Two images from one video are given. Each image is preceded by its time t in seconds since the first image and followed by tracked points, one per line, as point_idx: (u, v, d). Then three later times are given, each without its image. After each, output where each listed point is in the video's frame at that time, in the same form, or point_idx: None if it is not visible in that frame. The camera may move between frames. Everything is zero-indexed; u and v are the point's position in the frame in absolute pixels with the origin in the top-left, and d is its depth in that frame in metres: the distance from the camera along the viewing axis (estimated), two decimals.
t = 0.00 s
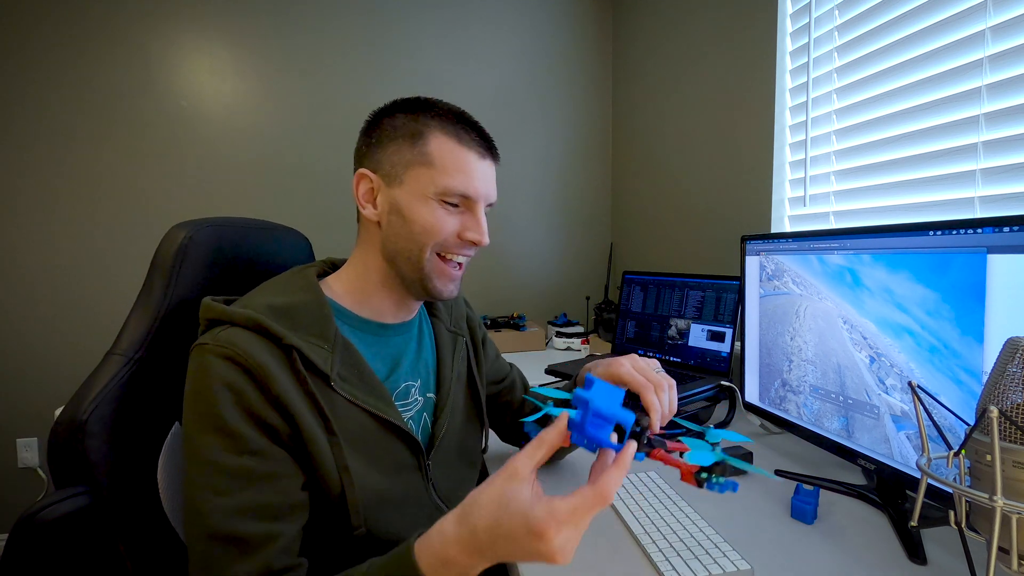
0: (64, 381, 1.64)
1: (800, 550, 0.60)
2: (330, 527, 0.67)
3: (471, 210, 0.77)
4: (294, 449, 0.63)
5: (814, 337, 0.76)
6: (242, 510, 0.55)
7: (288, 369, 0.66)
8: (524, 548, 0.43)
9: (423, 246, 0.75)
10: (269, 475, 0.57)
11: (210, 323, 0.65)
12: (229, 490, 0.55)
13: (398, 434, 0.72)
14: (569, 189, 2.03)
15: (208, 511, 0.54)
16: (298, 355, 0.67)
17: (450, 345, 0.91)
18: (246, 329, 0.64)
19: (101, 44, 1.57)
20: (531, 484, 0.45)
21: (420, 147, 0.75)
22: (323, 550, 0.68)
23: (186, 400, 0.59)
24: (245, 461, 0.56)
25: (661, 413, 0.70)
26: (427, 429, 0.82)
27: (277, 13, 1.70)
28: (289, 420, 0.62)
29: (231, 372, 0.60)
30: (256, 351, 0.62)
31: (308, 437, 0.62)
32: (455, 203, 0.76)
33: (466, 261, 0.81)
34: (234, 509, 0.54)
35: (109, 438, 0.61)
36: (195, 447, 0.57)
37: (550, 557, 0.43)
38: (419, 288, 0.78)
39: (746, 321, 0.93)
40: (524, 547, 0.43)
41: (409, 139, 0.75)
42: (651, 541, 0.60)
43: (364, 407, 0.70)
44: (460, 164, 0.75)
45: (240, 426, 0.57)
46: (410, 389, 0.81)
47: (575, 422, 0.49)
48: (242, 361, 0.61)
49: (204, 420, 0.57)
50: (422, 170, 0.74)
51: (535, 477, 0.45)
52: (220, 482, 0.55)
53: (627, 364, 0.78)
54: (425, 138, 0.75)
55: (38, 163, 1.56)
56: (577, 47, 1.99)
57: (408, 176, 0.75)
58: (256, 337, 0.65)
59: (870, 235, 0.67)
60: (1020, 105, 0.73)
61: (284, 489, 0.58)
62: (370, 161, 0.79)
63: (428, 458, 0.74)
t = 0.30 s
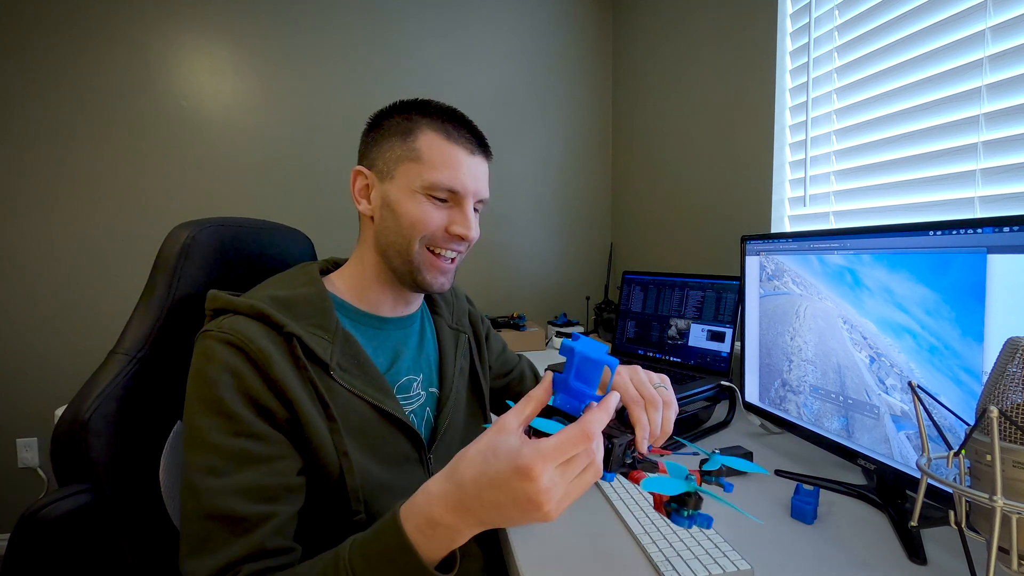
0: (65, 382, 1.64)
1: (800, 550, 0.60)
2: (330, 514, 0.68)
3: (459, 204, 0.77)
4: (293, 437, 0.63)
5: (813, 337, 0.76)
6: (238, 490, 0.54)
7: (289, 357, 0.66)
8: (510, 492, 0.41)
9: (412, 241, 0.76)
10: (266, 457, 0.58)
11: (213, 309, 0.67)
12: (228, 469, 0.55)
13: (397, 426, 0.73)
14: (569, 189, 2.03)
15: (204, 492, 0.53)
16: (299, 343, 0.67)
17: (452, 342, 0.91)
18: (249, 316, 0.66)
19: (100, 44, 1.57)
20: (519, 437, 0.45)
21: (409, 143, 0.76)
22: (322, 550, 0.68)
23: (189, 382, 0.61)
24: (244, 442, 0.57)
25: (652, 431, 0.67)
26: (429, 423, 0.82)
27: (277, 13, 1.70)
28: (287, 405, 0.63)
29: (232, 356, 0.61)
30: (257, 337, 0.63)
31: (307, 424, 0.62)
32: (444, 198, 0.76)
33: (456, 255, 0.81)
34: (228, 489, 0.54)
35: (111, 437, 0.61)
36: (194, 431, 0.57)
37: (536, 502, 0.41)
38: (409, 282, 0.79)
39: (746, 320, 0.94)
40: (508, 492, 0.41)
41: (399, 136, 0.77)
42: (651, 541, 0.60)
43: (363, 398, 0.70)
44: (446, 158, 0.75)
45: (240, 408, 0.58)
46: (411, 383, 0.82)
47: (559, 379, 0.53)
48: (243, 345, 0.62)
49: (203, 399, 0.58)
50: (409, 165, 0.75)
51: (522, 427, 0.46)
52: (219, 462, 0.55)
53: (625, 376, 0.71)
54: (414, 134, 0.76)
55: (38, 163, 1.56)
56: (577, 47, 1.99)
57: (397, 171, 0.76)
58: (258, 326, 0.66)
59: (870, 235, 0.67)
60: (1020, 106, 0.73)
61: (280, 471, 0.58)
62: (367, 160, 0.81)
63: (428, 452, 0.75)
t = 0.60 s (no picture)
0: (65, 382, 1.64)
1: (800, 550, 0.60)
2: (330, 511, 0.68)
3: (454, 205, 0.77)
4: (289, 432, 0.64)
5: (813, 337, 0.76)
6: (235, 484, 0.54)
7: (288, 355, 0.67)
8: (484, 457, 0.38)
9: (408, 241, 0.75)
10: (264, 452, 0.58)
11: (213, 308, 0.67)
12: (227, 462, 0.55)
13: (397, 425, 0.73)
14: (569, 189, 2.03)
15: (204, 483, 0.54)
16: (298, 341, 0.68)
17: (452, 341, 0.91)
18: (248, 314, 0.66)
19: (100, 44, 1.57)
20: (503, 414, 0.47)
21: (404, 145, 0.76)
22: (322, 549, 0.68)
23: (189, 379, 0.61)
24: (243, 437, 0.57)
25: (641, 437, 0.62)
26: (429, 422, 0.82)
27: (277, 13, 1.70)
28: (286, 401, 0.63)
29: (231, 353, 0.62)
30: (256, 335, 0.64)
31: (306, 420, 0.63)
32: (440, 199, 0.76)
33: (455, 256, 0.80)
34: (224, 484, 0.54)
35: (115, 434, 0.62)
36: (194, 427, 0.57)
37: (511, 471, 0.37)
38: (407, 282, 0.79)
39: (747, 320, 0.93)
40: (483, 459, 0.38)
41: (393, 138, 0.77)
42: (652, 541, 0.60)
43: (361, 395, 0.71)
44: (441, 159, 0.75)
45: (239, 405, 0.59)
46: (411, 381, 0.82)
47: (553, 373, 0.68)
48: (242, 342, 0.63)
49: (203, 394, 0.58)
50: (404, 167, 0.75)
51: (507, 407, 0.47)
52: (218, 456, 0.55)
53: (614, 375, 0.67)
54: (409, 135, 0.76)
55: (38, 163, 1.56)
56: (577, 47, 1.99)
57: (392, 172, 0.76)
58: (257, 324, 0.66)
59: (870, 235, 0.67)
60: (1020, 106, 0.73)
61: (278, 465, 0.58)
62: (363, 160, 0.82)
63: (428, 448, 0.75)
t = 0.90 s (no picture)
0: (65, 381, 1.64)
1: (799, 550, 0.60)
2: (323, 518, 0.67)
3: (433, 194, 0.76)
4: (282, 442, 0.63)
5: (813, 337, 0.76)
6: (218, 500, 0.54)
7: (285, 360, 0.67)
8: (388, 474, 0.37)
9: (390, 235, 0.75)
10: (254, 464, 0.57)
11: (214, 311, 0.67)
12: (212, 478, 0.55)
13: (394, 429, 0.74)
14: (569, 189, 2.04)
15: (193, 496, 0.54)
16: (295, 345, 0.68)
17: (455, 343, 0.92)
18: (246, 319, 0.66)
19: (100, 44, 1.57)
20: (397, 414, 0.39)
21: (385, 142, 0.77)
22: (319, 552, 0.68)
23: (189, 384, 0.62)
24: (230, 452, 0.56)
25: (629, 412, 0.72)
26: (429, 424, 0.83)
27: (277, 14, 1.70)
28: (279, 410, 0.63)
29: (227, 360, 0.61)
30: (253, 340, 0.64)
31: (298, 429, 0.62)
32: (421, 190, 0.76)
33: (444, 250, 0.78)
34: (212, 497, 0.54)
35: (116, 434, 0.62)
36: (189, 440, 0.57)
37: (418, 480, 0.36)
38: (396, 279, 0.78)
39: (746, 320, 0.94)
40: (387, 474, 0.37)
41: (377, 137, 0.79)
42: (651, 541, 0.60)
43: (361, 399, 0.72)
44: (418, 149, 0.75)
45: (230, 416, 0.58)
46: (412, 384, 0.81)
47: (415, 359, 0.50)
48: (238, 348, 0.62)
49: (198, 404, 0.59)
50: (385, 163, 0.77)
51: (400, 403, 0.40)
52: (206, 470, 0.55)
53: (608, 360, 0.81)
54: (387, 130, 0.78)
55: (38, 163, 1.55)
56: (577, 47, 1.99)
57: (375, 169, 0.78)
58: (255, 328, 0.67)
59: (870, 235, 0.67)
60: (1020, 106, 0.73)
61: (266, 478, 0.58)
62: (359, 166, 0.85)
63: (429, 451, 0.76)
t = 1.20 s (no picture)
0: (65, 381, 1.64)
1: (799, 550, 0.60)
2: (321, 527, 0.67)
3: (421, 190, 0.76)
4: (276, 454, 0.64)
5: (813, 337, 0.76)
6: (208, 514, 0.57)
7: (277, 370, 0.67)
8: None
9: (380, 235, 0.76)
10: (245, 479, 0.59)
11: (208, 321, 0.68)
12: (204, 492, 0.58)
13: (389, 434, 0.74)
14: (569, 189, 2.04)
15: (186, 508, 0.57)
16: (287, 355, 0.68)
17: (453, 345, 0.91)
18: (237, 330, 0.66)
19: (100, 44, 1.57)
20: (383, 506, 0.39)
21: (371, 140, 0.77)
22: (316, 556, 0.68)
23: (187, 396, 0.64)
24: (219, 467, 0.58)
25: (639, 409, 0.72)
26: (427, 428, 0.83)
27: (277, 13, 1.70)
28: (270, 422, 0.63)
29: (217, 374, 0.62)
30: (243, 352, 0.64)
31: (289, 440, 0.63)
32: (407, 188, 0.76)
33: (432, 246, 0.77)
34: (206, 510, 0.57)
35: (118, 433, 0.63)
36: (186, 453, 0.60)
37: None
38: (389, 279, 0.78)
39: (746, 320, 0.94)
40: None
41: (364, 136, 0.79)
42: (651, 541, 0.60)
43: (356, 407, 0.71)
44: (402, 145, 0.75)
45: (218, 433, 0.59)
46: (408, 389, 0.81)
47: (410, 433, 0.46)
48: (227, 362, 0.63)
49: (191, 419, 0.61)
50: (371, 162, 0.77)
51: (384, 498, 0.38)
52: (199, 484, 0.58)
53: (610, 360, 0.80)
54: (374, 127, 0.78)
55: (38, 163, 1.55)
56: (577, 47, 1.99)
57: (362, 167, 0.78)
58: (246, 338, 0.66)
59: (870, 235, 0.67)
60: (1020, 106, 0.73)
61: (255, 491, 0.59)
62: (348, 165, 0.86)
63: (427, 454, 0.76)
